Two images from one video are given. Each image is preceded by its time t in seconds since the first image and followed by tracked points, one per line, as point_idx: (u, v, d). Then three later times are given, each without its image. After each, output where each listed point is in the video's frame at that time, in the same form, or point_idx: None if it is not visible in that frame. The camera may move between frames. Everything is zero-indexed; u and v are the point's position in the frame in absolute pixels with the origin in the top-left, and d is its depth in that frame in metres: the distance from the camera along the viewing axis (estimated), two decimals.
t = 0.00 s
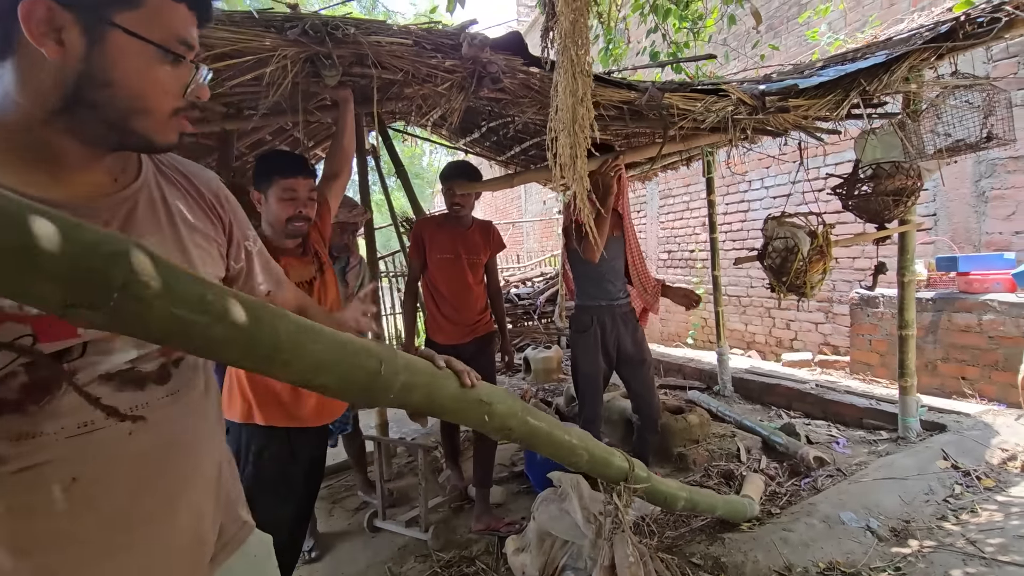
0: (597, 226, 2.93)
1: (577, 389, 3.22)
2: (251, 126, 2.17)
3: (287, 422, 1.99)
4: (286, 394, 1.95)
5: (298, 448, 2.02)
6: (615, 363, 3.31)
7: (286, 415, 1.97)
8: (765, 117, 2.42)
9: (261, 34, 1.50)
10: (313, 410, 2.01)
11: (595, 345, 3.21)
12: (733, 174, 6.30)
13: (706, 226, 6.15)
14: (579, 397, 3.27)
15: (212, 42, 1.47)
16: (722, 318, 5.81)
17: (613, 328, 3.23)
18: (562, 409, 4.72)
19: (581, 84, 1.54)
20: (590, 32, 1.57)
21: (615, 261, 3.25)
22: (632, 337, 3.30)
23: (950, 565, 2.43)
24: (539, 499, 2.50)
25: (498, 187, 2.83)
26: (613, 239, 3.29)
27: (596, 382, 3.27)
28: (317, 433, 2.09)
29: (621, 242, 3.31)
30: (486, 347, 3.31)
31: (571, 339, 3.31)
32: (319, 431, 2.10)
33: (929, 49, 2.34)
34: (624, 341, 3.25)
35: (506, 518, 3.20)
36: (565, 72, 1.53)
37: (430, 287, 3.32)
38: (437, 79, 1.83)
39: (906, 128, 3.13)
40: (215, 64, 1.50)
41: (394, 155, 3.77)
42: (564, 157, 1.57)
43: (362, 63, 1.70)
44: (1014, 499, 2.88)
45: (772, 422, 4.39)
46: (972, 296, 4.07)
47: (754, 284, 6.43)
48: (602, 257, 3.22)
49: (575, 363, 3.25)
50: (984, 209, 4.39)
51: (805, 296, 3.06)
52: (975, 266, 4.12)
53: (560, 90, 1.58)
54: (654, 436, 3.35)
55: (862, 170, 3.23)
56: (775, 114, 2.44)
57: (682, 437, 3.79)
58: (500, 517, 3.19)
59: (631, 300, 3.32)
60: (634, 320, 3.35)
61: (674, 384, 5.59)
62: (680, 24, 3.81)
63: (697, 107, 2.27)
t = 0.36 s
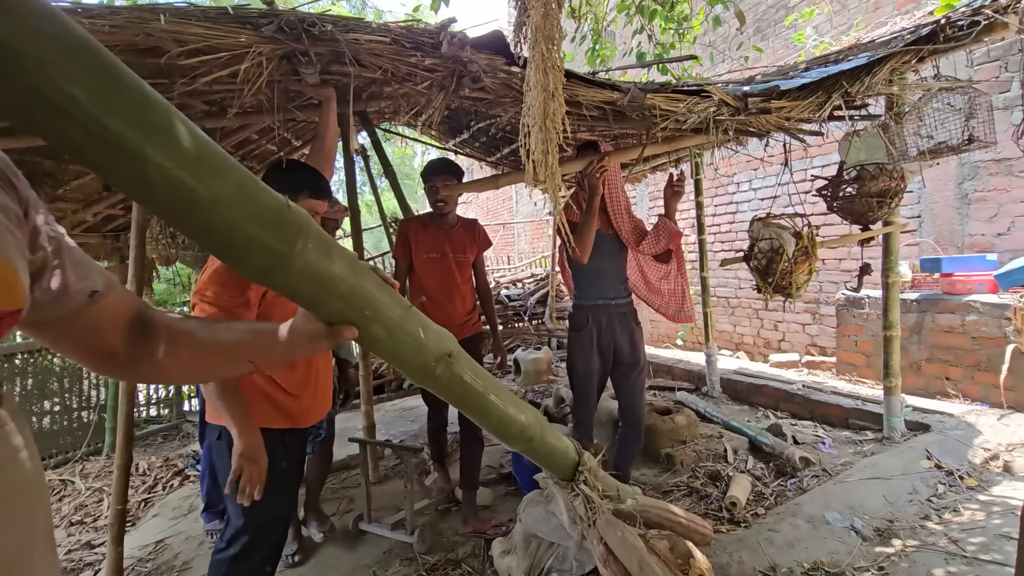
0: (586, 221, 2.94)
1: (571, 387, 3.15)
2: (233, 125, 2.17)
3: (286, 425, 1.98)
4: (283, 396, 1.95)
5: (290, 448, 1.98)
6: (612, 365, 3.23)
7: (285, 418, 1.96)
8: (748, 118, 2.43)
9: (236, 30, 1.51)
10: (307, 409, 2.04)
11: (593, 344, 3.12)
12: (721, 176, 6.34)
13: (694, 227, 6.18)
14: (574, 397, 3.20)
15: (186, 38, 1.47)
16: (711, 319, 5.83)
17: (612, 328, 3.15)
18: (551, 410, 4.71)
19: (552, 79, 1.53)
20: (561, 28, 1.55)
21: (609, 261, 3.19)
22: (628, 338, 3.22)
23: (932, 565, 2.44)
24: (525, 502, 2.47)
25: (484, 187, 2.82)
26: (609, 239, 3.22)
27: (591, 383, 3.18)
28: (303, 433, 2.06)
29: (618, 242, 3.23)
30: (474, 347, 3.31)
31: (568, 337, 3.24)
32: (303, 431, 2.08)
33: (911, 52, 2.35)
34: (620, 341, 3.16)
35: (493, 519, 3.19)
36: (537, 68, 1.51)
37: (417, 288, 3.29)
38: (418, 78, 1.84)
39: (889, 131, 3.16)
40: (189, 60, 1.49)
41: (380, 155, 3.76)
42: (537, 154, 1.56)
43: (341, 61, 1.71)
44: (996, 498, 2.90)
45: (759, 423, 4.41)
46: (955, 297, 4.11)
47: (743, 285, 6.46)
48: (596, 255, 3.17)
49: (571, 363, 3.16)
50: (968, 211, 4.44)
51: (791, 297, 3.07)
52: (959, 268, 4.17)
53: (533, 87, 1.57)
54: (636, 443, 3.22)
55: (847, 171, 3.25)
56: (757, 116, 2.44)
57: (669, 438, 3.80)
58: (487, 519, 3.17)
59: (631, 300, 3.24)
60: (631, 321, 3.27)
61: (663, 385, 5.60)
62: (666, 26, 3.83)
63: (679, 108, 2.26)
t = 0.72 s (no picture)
0: (581, 220, 2.92)
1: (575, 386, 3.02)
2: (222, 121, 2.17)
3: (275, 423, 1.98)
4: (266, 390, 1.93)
5: (282, 446, 2.00)
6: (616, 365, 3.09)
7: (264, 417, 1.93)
8: (740, 116, 2.43)
9: (223, 25, 1.51)
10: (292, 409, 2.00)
11: (597, 342, 2.97)
12: (717, 176, 6.34)
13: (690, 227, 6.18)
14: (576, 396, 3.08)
15: (170, 33, 1.46)
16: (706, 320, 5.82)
17: (617, 327, 3.00)
18: (546, 411, 4.69)
19: (527, 72, 1.55)
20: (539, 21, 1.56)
21: (614, 258, 3.04)
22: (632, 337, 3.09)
23: (925, 564, 2.44)
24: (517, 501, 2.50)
25: (476, 186, 2.81)
26: (612, 235, 3.08)
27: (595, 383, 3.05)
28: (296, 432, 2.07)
29: (622, 238, 3.10)
30: (468, 345, 3.31)
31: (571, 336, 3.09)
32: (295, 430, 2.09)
33: (903, 51, 2.34)
34: (626, 339, 3.03)
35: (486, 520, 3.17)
36: (514, 58, 1.53)
37: (411, 287, 3.28)
38: (407, 73, 1.85)
39: (882, 130, 3.17)
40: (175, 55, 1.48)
41: (374, 154, 3.75)
42: (513, 147, 1.56)
43: (329, 57, 1.71)
44: (989, 498, 2.90)
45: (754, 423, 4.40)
46: (949, 297, 4.12)
47: (738, 286, 6.46)
48: (597, 252, 3.05)
49: (574, 361, 3.03)
50: (962, 211, 4.44)
51: (785, 296, 3.07)
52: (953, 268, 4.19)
53: (508, 80, 1.58)
54: (629, 441, 3.19)
55: (841, 171, 3.25)
56: (750, 115, 2.43)
57: (663, 438, 3.79)
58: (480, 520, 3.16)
59: (638, 298, 3.08)
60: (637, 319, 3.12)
61: (658, 386, 5.59)
62: (660, 25, 3.83)
63: (671, 106, 2.27)
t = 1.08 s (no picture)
0: (592, 218, 2.90)
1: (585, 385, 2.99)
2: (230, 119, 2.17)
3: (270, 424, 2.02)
4: (260, 380, 1.98)
5: (277, 451, 2.05)
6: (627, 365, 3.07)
7: (251, 411, 1.96)
8: (750, 112, 2.41)
9: (231, 21, 1.50)
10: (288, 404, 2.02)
11: (608, 342, 2.94)
12: (726, 175, 6.30)
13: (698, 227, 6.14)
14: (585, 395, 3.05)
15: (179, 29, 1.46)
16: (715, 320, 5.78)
17: (628, 327, 2.97)
18: (553, 410, 4.68)
19: (540, 61, 1.53)
20: (552, 12, 1.55)
21: (626, 257, 3.02)
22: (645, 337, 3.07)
23: (939, 568, 2.40)
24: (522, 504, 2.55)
25: (484, 185, 2.80)
26: (625, 235, 3.05)
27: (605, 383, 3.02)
28: (294, 436, 2.12)
29: (634, 239, 3.06)
30: (475, 344, 3.30)
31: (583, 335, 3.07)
32: (295, 431, 2.12)
33: (917, 46, 2.32)
34: (638, 337, 3.00)
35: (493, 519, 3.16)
36: (526, 47, 1.52)
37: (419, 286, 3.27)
38: (415, 70, 1.84)
39: (895, 128, 3.13)
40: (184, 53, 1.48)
41: (382, 153, 3.75)
42: (527, 139, 1.56)
43: (337, 54, 1.71)
44: (1003, 501, 2.86)
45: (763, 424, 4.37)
46: (962, 297, 4.07)
47: (747, 286, 6.41)
48: (609, 251, 3.03)
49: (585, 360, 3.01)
50: (975, 210, 4.39)
51: (794, 295, 3.04)
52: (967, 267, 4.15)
53: (520, 69, 1.57)
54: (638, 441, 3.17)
55: (852, 169, 3.22)
56: (761, 112, 2.40)
57: (672, 438, 3.77)
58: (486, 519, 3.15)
59: (651, 298, 3.04)
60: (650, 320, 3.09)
61: (666, 386, 5.56)
62: (669, 22, 3.80)
63: (681, 103, 2.25)
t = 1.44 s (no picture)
0: (605, 218, 2.88)
1: (598, 386, 2.98)
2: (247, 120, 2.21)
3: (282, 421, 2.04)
4: (269, 378, 1.99)
5: (292, 448, 2.08)
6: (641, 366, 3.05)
7: (260, 409, 1.97)
8: (767, 110, 2.37)
9: (249, 24, 1.52)
10: (294, 404, 2.03)
11: (621, 343, 2.93)
12: (740, 173, 6.24)
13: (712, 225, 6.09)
14: (598, 395, 3.03)
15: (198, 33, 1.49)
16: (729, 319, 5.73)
17: (642, 327, 2.95)
18: (565, 409, 4.67)
19: (560, 63, 1.52)
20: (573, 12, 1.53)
21: (640, 256, 3.00)
22: (659, 338, 3.05)
23: (958, 572, 2.36)
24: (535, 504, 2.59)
25: (498, 184, 2.78)
26: (638, 235, 3.03)
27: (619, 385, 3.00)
28: (309, 433, 2.14)
29: (648, 238, 3.04)
30: (490, 342, 3.31)
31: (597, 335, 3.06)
32: (310, 428, 2.14)
33: (938, 41, 2.28)
34: (652, 337, 2.99)
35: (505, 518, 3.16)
36: (548, 52, 1.50)
37: (432, 286, 3.29)
38: (429, 71, 1.85)
39: (915, 124, 3.08)
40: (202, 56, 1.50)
41: (395, 152, 3.76)
42: (545, 142, 1.52)
43: (352, 56, 1.72)
44: None
45: (778, 424, 4.33)
46: (984, 297, 3.98)
47: (761, 285, 6.35)
48: (623, 251, 3.01)
49: (599, 360, 2.99)
50: (997, 208, 4.30)
51: (811, 294, 3.01)
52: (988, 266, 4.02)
53: (540, 71, 1.56)
54: (651, 442, 3.16)
55: (870, 167, 3.18)
56: (777, 108, 2.37)
57: (685, 438, 3.74)
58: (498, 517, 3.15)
59: (665, 297, 3.02)
60: (665, 320, 3.07)
61: (679, 385, 5.53)
62: (683, 19, 3.77)
63: (696, 100, 2.22)
